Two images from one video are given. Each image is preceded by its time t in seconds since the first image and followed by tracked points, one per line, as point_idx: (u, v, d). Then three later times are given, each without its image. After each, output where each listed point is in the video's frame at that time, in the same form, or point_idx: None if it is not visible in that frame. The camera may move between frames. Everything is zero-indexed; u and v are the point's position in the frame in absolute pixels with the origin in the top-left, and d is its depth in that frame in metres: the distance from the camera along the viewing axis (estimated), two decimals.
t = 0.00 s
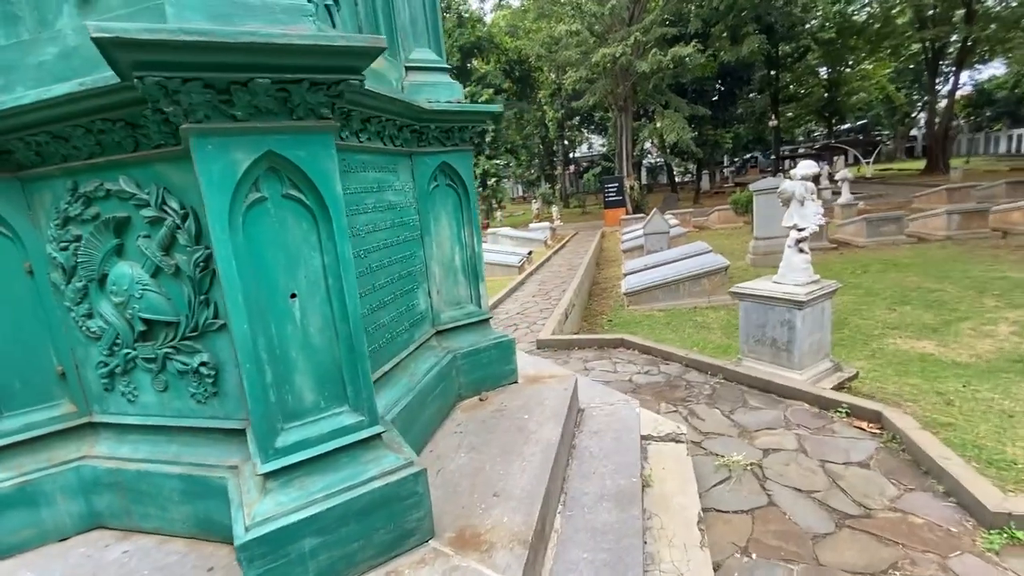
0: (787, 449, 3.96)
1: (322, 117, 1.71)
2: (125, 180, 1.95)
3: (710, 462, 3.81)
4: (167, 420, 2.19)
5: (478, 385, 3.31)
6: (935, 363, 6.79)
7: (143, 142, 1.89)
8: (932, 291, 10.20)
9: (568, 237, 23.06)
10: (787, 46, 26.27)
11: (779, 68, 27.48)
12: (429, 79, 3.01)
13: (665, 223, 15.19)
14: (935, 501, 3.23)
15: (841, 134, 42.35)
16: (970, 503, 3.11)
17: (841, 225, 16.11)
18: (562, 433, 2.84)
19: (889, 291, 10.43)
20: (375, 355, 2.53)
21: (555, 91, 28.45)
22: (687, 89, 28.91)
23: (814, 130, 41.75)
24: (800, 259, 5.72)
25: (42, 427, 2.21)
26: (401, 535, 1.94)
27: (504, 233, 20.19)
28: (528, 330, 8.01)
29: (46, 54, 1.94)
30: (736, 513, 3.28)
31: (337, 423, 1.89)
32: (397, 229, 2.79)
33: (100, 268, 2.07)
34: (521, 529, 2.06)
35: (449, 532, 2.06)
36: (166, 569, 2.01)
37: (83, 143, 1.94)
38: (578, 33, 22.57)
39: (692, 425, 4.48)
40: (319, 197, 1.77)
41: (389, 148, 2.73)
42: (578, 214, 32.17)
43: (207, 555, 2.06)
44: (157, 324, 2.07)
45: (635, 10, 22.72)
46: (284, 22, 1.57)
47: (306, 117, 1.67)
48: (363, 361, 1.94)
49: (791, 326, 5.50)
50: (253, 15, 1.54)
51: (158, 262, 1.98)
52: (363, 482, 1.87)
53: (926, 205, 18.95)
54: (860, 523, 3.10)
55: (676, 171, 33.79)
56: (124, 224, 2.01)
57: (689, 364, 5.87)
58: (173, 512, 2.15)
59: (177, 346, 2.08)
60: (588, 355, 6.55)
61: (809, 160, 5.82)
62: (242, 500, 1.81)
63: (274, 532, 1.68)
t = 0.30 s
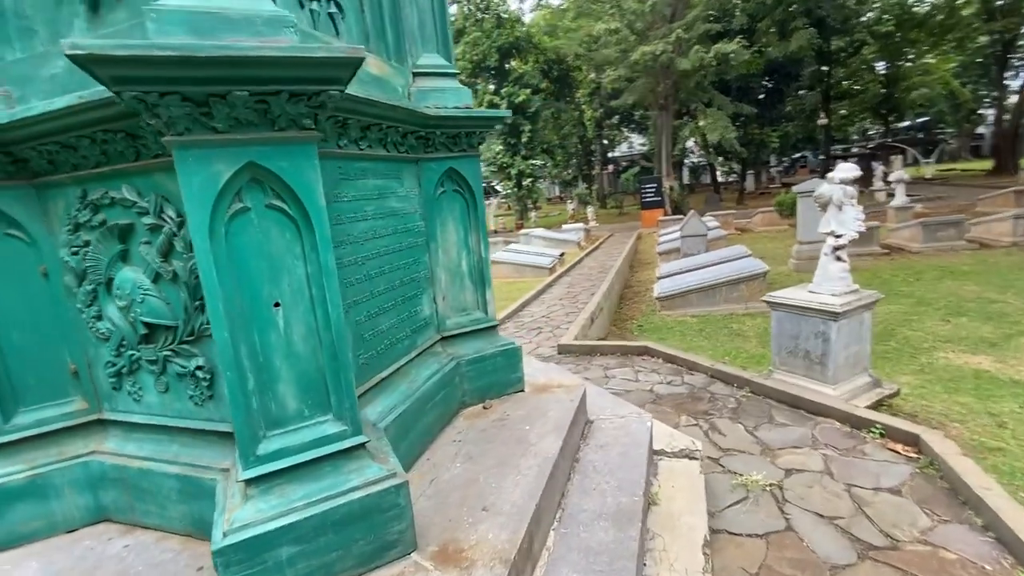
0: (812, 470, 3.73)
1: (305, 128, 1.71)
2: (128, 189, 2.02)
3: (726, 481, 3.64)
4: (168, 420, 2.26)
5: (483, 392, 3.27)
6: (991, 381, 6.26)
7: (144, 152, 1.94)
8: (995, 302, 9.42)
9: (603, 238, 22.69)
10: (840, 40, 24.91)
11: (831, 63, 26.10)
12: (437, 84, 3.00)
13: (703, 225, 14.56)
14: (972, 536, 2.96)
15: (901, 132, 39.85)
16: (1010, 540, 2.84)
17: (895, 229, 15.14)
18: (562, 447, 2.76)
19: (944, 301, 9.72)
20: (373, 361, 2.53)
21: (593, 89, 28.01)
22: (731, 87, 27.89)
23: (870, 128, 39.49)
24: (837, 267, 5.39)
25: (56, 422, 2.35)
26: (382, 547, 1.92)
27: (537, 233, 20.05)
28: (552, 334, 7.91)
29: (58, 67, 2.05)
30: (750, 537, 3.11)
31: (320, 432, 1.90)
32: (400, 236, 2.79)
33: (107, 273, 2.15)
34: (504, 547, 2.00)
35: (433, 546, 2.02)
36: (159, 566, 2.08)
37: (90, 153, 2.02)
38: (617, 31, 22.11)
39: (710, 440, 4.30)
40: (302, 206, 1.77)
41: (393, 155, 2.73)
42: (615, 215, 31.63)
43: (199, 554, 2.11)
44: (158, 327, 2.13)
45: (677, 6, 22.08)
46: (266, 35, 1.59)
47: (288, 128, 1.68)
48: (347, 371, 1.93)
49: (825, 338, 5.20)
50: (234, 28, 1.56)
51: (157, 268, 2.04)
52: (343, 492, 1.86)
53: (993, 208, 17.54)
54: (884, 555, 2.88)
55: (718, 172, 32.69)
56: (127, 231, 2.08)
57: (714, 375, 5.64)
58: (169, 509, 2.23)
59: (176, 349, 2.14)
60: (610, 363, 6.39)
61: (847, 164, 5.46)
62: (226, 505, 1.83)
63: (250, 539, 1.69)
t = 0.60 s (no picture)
0: (831, 492, 3.57)
1: (295, 146, 1.77)
2: (141, 201, 2.14)
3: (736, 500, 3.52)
4: (177, 419, 2.38)
5: (487, 400, 3.29)
6: None
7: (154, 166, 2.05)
8: None
9: (637, 241, 22.28)
10: (893, 37, 23.64)
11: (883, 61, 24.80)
12: (446, 96, 3.03)
13: (739, 230, 13.63)
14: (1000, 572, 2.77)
15: (962, 132, 37.46)
16: None
17: (948, 236, 14.24)
18: (560, 458, 2.73)
19: (1000, 315, 9.08)
20: (374, 368, 2.58)
21: (630, 90, 27.51)
22: (774, 88, 26.90)
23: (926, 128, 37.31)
24: (870, 278, 5.13)
25: (79, 417, 2.53)
26: (366, 552, 1.96)
27: (568, 237, 19.88)
28: (574, 341, 7.83)
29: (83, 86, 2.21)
30: (758, 559, 3.00)
31: (310, 437, 1.95)
32: (404, 245, 2.84)
33: (123, 279, 2.29)
34: (487, 559, 2.00)
35: (417, 554, 2.05)
36: (162, 560, 2.19)
37: (108, 167, 2.16)
38: (654, 32, 21.49)
39: (726, 455, 4.16)
40: (294, 221, 1.83)
41: (399, 166, 2.78)
42: (649, 218, 31.02)
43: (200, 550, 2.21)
44: (167, 331, 2.25)
45: (717, 5, 21.40)
46: (258, 57, 1.66)
47: (279, 145, 1.74)
48: (337, 379, 1.98)
49: (856, 352, 4.95)
50: (229, 51, 1.63)
51: (167, 276, 2.15)
52: (329, 497, 1.91)
53: None
54: None
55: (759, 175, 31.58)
56: (141, 240, 2.21)
57: (737, 387, 5.45)
58: (175, 504, 2.35)
59: (184, 352, 2.25)
60: (630, 372, 6.28)
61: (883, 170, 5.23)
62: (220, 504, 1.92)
63: (238, 540, 1.77)
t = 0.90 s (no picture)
0: (862, 522, 3.35)
1: (295, 160, 1.80)
2: (159, 212, 2.23)
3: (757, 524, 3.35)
4: (190, 422, 2.46)
5: (497, 412, 3.26)
6: None
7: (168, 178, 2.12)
8: None
9: (672, 248, 21.78)
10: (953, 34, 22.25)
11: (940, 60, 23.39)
12: (460, 106, 3.03)
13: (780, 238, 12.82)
14: None
15: None
16: None
17: (1011, 246, 13.24)
18: (566, 475, 2.66)
19: None
20: (380, 377, 2.59)
21: (668, 94, 26.96)
22: (820, 89, 25.81)
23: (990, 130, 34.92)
24: (914, 293, 4.79)
25: (103, 416, 2.65)
26: (360, 564, 1.96)
27: (600, 242, 19.62)
28: (599, 350, 7.69)
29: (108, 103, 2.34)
30: None
31: (308, 447, 1.97)
32: (414, 255, 2.85)
33: (143, 286, 2.39)
34: None
35: (412, 568, 2.02)
36: (171, 559, 2.26)
37: (129, 178, 2.25)
38: (692, 34, 20.79)
39: (750, 476, 3.98)
40: (293, 233, 1.86)
41: (410, 176, 2.80)
42: (686, 224, 30.30)
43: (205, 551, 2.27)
44: (181, 337, 2.33)
45: (760, 5, 20.71)
46: (258, 75, 1.69)
47: (279, 159, 1.77)
48: (335, 390, 1.99)
49: (895, 372, 4.64)
50: (231, 70, 1.67)
51: (180, 285, 2.23)
52: (324, 507, 1.93)
53: None
54: None
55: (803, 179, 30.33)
56: (158, 249, 2.29)
57: (766, 404, 5.21)
58: (186, 504, 2.42)
59: (196, 358, 2.33)
60: (654, 384, 6.11)
61: (927, 178, 4.95)
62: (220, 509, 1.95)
63: (233, 547, 1.80)
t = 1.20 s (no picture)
0: (915, 561, 3.04)
1: (299, 166, 1.75)
2: (174, 220, 2.23)
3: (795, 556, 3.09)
4: (203, 430, 2.45)
5: (515, 426, 3.14)
6: None
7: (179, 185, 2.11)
8: None
9: (710, 255, 21.14)
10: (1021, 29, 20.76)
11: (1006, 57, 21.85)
12: (479, 111, 2.94)
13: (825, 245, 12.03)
14: None
15: None
16: None
17: None
18: (584, 498, 2.50)
19: None
20: (391, 390, 2.52)
21: (707, 98, 26.27)
22: (871, 90, 24.57)
23: None
24: (978, 306, 4.44)
25: (124, 420, 2.69)
26: None
27: (635, 249, 19.22)
28: (630, 361, 7.45)
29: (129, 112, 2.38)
30: None
31: (309, 462, 1.91)
32: (429, 263, 2.78)
33: (160, 293, 2.40)
34: None
35: None
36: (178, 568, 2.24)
37: (148, 186, 2.27)
38: (733, 36, 19.99)
39: (788, 503, 3.70)
40: (296, 241, 1.80)
41: (427, 183, 2.74)
42: (725, 231, 29.37)
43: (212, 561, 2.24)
44: (194, 344, 2.32)
45: (805, 3, 19.79)
46: (261, 79, 1.65)
47: (282, 166, 1.72)
48: (338, 404, 1.92)
49: (955, 394, 4.25)
50: (234, 75, 1.63)
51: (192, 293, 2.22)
52: (324, 526, 1.86)
53: None
54: None
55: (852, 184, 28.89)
56: (175, 256, 2.30)
57: (807, 424, 4.89)
58: (197, 512, 2.41)
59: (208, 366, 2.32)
60: (686, 398, 5.83)
61: (993, 182, 4.37)
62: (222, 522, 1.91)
63: (230, 564, 1.75)
